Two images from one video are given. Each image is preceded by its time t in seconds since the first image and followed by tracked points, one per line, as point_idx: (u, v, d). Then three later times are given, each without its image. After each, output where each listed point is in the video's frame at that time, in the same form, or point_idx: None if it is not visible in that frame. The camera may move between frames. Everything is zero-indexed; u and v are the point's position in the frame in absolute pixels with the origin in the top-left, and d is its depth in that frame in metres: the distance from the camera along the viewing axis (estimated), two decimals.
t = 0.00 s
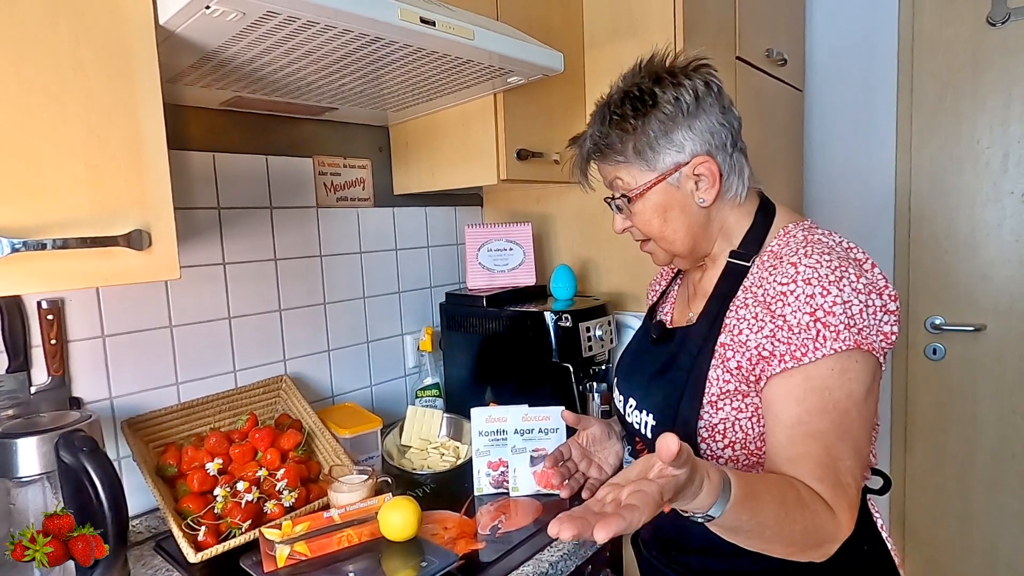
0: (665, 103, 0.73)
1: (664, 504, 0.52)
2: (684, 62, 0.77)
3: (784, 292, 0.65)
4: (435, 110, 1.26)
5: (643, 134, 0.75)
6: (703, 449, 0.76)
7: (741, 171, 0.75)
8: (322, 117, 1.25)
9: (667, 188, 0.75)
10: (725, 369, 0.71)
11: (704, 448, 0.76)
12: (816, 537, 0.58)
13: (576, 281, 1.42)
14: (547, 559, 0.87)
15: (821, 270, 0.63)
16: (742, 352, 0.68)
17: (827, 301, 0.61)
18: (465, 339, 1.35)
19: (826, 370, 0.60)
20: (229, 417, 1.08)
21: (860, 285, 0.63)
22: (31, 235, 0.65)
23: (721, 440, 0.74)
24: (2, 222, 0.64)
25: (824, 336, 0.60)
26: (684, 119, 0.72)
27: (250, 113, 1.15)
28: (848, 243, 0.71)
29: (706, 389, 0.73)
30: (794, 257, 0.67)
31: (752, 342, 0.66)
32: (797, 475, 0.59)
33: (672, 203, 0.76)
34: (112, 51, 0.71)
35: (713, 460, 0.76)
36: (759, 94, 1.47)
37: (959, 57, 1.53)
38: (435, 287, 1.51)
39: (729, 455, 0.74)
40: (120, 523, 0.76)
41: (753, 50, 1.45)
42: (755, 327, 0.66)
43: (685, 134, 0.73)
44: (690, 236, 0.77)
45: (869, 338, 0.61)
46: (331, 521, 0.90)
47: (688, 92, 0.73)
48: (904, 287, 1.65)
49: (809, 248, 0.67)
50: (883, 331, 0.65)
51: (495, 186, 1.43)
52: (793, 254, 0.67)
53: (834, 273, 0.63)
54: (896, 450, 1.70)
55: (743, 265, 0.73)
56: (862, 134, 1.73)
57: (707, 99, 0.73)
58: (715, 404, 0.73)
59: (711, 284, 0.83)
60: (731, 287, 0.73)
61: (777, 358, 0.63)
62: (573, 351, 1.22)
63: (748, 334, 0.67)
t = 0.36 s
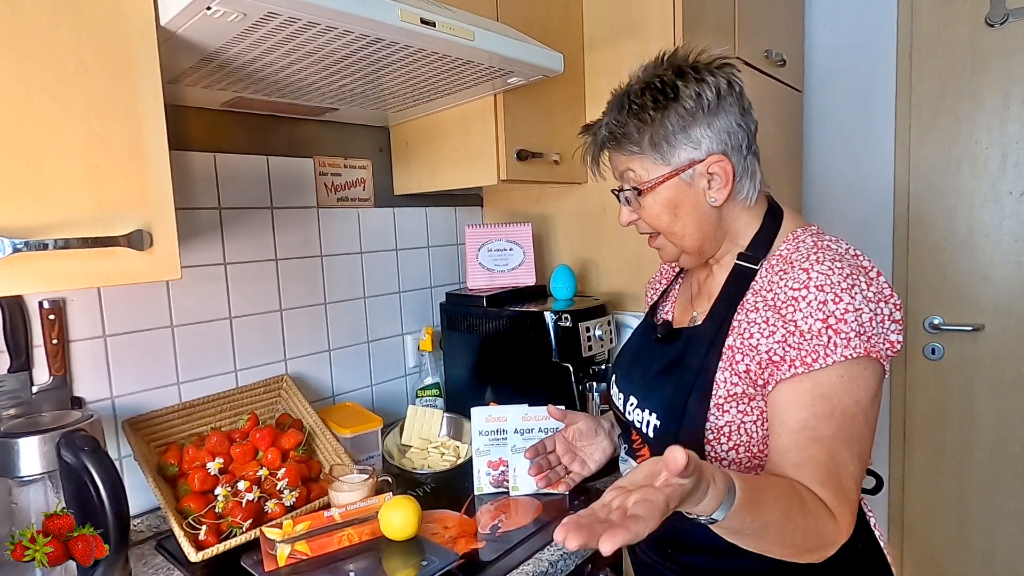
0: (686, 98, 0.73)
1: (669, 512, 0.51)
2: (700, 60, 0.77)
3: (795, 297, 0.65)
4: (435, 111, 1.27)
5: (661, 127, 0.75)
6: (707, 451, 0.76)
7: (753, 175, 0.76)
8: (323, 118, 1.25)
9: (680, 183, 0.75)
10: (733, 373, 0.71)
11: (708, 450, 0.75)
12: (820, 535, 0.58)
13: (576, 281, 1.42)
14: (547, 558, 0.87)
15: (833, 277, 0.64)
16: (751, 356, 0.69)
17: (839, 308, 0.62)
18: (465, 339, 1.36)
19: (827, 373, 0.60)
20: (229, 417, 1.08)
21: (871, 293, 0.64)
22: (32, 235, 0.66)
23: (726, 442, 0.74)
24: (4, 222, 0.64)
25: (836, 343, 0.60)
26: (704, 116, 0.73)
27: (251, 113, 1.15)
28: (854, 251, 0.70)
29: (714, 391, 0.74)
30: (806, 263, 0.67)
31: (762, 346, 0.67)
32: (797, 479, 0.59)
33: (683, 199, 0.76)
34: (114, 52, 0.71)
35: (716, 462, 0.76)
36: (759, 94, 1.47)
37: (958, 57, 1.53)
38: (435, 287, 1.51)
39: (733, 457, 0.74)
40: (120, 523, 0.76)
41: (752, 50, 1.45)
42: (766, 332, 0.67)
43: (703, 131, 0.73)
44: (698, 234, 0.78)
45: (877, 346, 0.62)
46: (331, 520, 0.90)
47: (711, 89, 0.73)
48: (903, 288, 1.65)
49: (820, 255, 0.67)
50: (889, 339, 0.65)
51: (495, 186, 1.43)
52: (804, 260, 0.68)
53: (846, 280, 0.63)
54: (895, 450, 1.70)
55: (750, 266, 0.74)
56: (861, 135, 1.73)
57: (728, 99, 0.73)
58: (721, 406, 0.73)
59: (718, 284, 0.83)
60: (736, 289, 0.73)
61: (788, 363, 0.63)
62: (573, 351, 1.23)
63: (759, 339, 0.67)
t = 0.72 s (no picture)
0: (677, 96, 0.73)
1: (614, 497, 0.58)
2: (693, 60, 0.77)
3: (780, 295, 0.65)
4: (435, 111, 1.27)
5: (652, 123, 0.75)
6: (700, 449, 0.75)
7: (741, 174, 0.76)
8: (323, 118, 1.26)
9: (669, 180, 0.76)
10: (722, 372, 0.71)
11: (701, 449, 0.75)
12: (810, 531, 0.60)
13: (575, 281, 1.42)
14: (547, 557, 0.88)
15: (816, 274, 0.64)
16: (739, 355, 0.68)
17: (823, 304, 0.62)
18: (465, 339, 1.36)
19: (822, 371, 0.61)
20: (231, 417, 1.09)
21: (854, 289, 0.64)
22: (34, 234, 0.66)
23: (717, 441, 0.74)
24: (6, 222, 0.64)
25: (820, 339, 0.61)
26: (694, 114, 0.73)
27: (251, 114, 1.15)
28: (840, 247, 0.71)
29: (705, 390, 0.74)
30: (790, 261, 0.67)
31: (749, 345, 0.67)
32: (789, 478, 0.61)
33: (672, 196, 0.76)
34: (115, 52, 0.71)
35: (709, 461, 0.75)
36: (758, 95, 1.48)
37: (957, 58, 1.53)
38: (436, 287, 1.51)
39: (724, 456, 0.74)
40: (123, 523, 0.76)
41: (752, 51, 1.45)
42: (752, 331, 0.67)
43: (693, 129, 0.73)
44: (685, 232, 0.78)
45: (862, 340, 0.62)
46: (333, 519, 0.90)
47: (701, 88, 0.73)
48: (901, 288, 1.66)
49: (804, 253, 0.67)
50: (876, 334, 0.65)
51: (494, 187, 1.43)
52: (787, 259, 0.68)
53: (830, 277, 0.64)
54: (893, 450, 1.71)
55: (738, 267, 0.74)
56: (860, 135, 1.73)
57: (718, 98, 0.74)
58: (713, 405, 0.73)
59: (707, 282, 0.83)
60: (726, 289, 0.74)
61: (774, 361, 0.64)
62: (573, 351, 1.23)
63: (745, 338, 0.68)
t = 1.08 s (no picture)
0: (679, 95, 0.74)
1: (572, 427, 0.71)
2: (693, 59, 0.78)
3: (778, 294, 0.66)
4: (435, 111, 1.27)
5: (653, 122, 0.75)
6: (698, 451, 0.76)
7: (743, 173, 0.77)
8: (324, 119, 1.26)
9: (672, 179, 0.76)
10: (722, 372, 0.72)
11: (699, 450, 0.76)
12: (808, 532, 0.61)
13: (575, 281, 1.43)
14: (547, 556, 0.88)
15: (814, 273, 0.64)
16: (738, 355, 0.69)
17: (820, 303, 0.62)
18: (465, 339, 1.37)
19: (820, 370, 0.61)
20: (232, 417, 1.09)
21: (853, 289, 0.64)
22: (36, 235, 0.66)
23: (716, 442, 0.74)
24: (8, 222, 0.65)
25: (818, 337, 0.61)
26: (696, 113, 0.73)
27: (252, 115, 1.16)
28: (841, 247, 0.71)
29: (705, 391, 0.74)
30: (788, 260, 0.68)
31: (748, 344, 0.68)
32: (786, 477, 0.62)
33: (674, 196, 0.76)
34: (117, 53, 0.72)
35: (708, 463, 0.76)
36: (758, 96, 1.48)
37: (955, 59, 1.54)
38: (436, 287, 1.52)
39: (723, 457, 0.74)
40: (124, 523, 0.76)
41: (751, 52, 1.46)
42: (751, 330, 0.68)
43: (695, 128, 0.73)
44: (688, 232, 0.78)
45: (861, 340, 0.62)
46: (333, 518, 0.91)
47: (702, 86, 0.74)
48: (900, 288, 1.66)
49: (802, 252, 0.68)
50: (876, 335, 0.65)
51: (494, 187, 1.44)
52: (786, 258, 0.68)
53: (827, 276, 0.64)
54: (892, 449, 1.71)
55: (738, 267, 0.74)
56: (859, 135, 1.74)
57: (719, 96, 0.74)
58: (712, 406, 0.73)
59: (707, 284, 0.84)
60: (726, 290, 0.74)
61: (773, 359, 0.64)
62: (573, 351, 1.24)
63: (744, 338, 0.69)
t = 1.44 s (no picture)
0: (680, 95, 0.74)
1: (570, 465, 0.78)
2: (694, 58, 0.78)
3: (777, 301, 0.66)
4: (435, 112, 1.28)
5: (655, 123, 0.75)
6: (695, 456, 0.76)
7: (744, 173, 0.77)
8: (324, 120, 1.26)
9: (674, 180, 0.76)
10: (720, 377, 0.72)
11: (695, 454, 0.75)
12: (808, 535, 0.62)
13: (575, 281, 1.43)
14: (547, 556, 0.88)
15: (813, 280, 0.64)
16: (736, 361, 0.69)
17: (820, 310, 0.62)
18: (465, 339, 1.37)
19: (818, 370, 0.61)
20: (232, 417, 1.09)
21: (854, 295, 0.64)
22: (38, 235, 0.67)
23: (712, 447, 0.74)
24: (10, 222, 0.65)
25: (817, 346, 0.61)
26: (698, 113, 0.74)
27: (253, 115, 1.16)
28: (842, 251, 0.72)
29: (700, 397, 0.74)
30: (788, 266, 0.68)
31: (746, 350, 0.68)
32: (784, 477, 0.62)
33: (676, 197, 0.77)
34: (118, 54, 0.72)
35: (704, 467, 0.76)
36: (757, 96, 1.49)
37: (954, 60, 1.54)
38: (436, 287, 1.52)
39: (719, 463, 0.74)
40: (125, 522, 0.77)
41: (750, 53, 1.46)
42: (749, 336, 0.68)
43: (697, 128, 0.74)
44: (690, 234, 0.79)
45: (861, 347, 0.62)
46: (334, 518, 0.91)
47: (704, 86, 0.74)
48: (898, 288, 1.66)
49: (803, 257, 0.68)
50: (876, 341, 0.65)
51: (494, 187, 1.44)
52: (786, 263, 0.68)
53: (827, 282, 0.64)
54: (891, 449, 1.71)
55: (739, 270, 0.75)
56: (858, 136, 1.74)
57: (720, 96, 0.75)
58: (709, 412, 0.73)
59: (707, 286, 0.85)
60: (726, 294, 0.74)
61: (770, 366, 0.64)
62: (573, 351, 1.24)
63: (742, 343, 0.68)
